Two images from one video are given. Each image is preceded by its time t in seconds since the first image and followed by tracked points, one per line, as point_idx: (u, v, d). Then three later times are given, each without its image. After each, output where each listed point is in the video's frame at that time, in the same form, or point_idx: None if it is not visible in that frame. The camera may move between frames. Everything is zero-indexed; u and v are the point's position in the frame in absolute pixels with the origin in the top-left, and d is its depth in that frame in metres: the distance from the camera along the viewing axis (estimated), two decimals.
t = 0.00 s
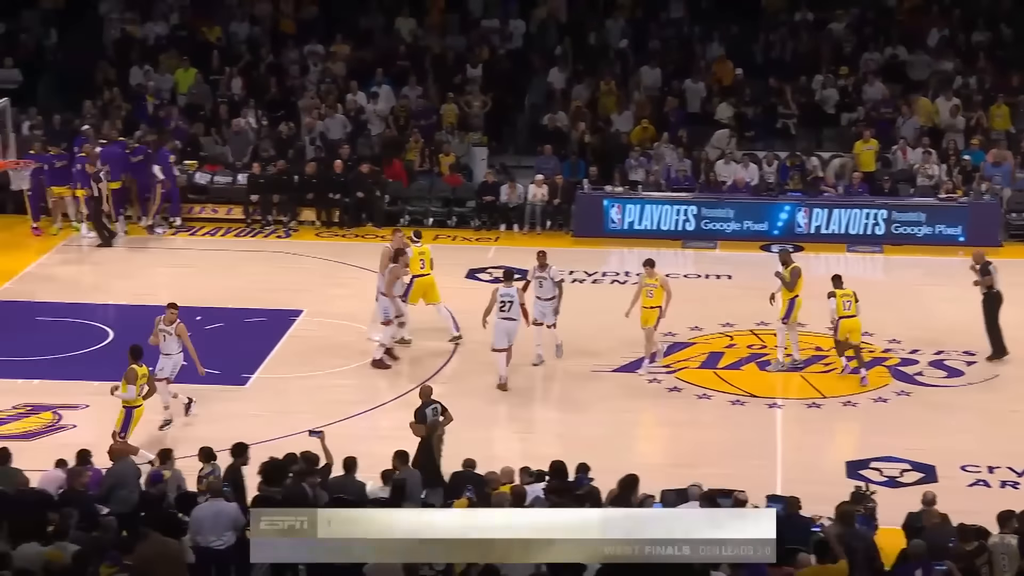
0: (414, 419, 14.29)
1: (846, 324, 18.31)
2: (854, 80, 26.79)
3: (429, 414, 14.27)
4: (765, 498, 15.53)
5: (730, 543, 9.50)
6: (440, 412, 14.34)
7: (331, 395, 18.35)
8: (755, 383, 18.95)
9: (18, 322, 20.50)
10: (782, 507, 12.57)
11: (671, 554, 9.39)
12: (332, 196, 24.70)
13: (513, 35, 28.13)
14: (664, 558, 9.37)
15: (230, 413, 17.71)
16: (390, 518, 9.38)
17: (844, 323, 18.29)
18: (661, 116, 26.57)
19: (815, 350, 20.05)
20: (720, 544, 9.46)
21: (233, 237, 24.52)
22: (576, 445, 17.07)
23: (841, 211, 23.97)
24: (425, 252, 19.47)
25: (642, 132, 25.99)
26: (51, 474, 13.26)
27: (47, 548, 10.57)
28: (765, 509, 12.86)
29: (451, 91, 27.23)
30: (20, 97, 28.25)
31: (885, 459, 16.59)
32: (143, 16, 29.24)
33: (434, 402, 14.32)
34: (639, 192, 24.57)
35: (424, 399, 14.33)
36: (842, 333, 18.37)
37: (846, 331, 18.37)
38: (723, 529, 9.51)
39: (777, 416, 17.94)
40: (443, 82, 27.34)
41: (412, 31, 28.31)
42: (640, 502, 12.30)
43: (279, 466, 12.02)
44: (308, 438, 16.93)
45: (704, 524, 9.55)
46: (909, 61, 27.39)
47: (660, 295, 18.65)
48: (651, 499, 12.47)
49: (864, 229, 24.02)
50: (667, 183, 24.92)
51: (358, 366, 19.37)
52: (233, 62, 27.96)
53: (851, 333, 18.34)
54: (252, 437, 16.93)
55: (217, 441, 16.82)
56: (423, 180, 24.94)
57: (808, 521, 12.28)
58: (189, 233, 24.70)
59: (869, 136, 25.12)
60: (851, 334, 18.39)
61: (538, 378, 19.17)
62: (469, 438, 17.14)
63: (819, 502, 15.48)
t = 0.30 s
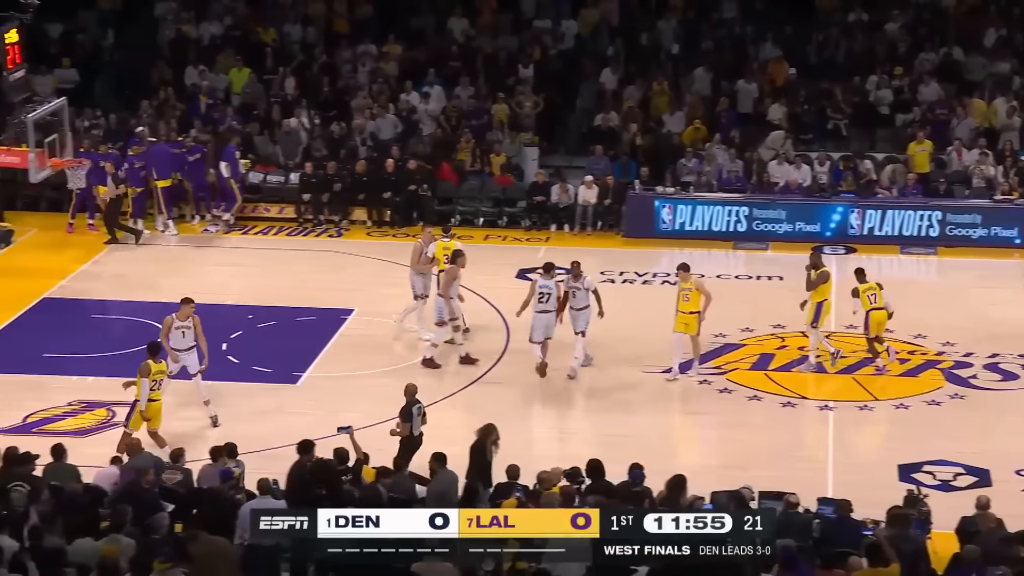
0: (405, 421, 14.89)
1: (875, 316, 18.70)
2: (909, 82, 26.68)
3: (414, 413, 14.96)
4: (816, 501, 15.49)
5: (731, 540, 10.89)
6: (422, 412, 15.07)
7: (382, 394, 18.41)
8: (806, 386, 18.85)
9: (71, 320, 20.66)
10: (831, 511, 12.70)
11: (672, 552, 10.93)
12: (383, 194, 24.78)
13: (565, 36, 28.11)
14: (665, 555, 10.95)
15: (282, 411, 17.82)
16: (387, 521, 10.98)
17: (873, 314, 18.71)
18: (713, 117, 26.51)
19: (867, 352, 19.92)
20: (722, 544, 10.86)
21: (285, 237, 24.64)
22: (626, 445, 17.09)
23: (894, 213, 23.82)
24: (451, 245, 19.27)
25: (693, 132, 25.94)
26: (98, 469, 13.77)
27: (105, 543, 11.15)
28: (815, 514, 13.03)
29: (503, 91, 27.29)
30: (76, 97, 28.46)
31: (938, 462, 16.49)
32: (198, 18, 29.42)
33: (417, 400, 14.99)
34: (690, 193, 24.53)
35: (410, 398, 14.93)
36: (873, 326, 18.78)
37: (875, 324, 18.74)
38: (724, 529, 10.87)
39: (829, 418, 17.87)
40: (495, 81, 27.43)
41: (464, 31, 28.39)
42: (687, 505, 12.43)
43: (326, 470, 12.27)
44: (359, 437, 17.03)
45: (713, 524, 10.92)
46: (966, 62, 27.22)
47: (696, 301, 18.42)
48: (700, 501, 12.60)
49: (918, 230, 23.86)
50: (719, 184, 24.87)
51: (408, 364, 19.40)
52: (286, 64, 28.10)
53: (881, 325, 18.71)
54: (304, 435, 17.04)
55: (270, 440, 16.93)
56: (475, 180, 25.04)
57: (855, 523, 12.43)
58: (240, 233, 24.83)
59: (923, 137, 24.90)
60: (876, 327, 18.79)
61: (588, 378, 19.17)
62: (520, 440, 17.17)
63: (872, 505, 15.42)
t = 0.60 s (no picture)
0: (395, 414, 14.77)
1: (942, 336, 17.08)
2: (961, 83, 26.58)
3: (403, 407, 14.84)
4: (866, 504, 15.41)
5: (731, 540, 10.80)
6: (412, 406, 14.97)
7: (428, 394, 18.42)
8: (855, 388, 18.74)
9: (119, 318, 20.78)
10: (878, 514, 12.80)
11: (672, 552, 10.86)
12: (429, 193, 24.87)
13: (614, 36, 28.11)
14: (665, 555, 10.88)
15: (330, 409, 17.88)
16: (387, 521, 10.82)
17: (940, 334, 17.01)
18: (762, 118, 26.45)
19: (917, 354, 19.76)
20: (722, 544, 10.78)
21: (333, 236, 24.77)
22: (672, 446, 17.04)
23: (945, 215, 23.61)
24: (485, 246, 19.29)
25: (742, 131, 25.87)
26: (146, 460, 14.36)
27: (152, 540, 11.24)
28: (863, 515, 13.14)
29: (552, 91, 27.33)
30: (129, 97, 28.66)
31: (989, 466, 16.36)
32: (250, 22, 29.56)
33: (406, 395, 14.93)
34: (738, 193, 24.47)
35: (399, 393, 14.90)
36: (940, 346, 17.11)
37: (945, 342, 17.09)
38: (724, 529, 10.78)
39: (879, 421, 17.77)
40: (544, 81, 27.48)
41: (513, 30, 28.45)
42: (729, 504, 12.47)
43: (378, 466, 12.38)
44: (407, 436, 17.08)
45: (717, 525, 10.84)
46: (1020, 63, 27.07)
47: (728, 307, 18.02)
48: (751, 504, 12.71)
49: (969, 232, 23.64)
50: (767, 185, 24.81)
51: (455, 364, 19.40)
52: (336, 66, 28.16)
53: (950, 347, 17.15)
54: (351, 435, 17.10)
55: (316, 439, 16.99)
56: (522, 180, 25.07)
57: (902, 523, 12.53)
58: (289, 233, 24.96)
59: (975, 138, 24.78)
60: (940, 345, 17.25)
61: (635, 379, 19.14)
62: (567, 442, 17.14)
63: (922, 509, 15.32)
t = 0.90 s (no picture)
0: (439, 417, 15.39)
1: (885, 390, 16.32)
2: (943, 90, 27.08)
3: (448, 410, 15.44)
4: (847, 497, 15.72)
5: (730, 540, 11.13)
6: (460, 408, 15.51)
7: (416, 389, 18.68)
8: (837, 383, 19.04)
9: (109, 315, 20.99)
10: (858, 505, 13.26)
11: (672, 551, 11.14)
12: (418, 192, 25.27)
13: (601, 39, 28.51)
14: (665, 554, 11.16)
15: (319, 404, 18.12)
16: (387, 521, 11.18)
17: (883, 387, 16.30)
18: (746, 119, 26.76)
19: (898, 349, 20.06)
20: (721, 544, 11.09)
21: (321, 234, 25.06)
22: (656, 440, 17.35)
23: (926, 211, 24.01)
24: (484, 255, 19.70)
25: (723, 133, 26.25)
26: (132, 460, 15.06)
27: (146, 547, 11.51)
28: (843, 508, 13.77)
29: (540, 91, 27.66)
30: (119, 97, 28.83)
31: (969, 459, 16.69)
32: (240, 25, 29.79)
33: (453, 397, 15.48)
34: (722, 190, 24.79)
35: (444, 395, 15.47)
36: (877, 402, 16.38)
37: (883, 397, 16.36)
38: (724, 529, 11.09)
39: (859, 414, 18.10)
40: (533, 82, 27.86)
41: (500, 31, 28.80)
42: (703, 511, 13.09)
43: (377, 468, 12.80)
44: (395, 431, 17.35)
45: (715, 527, 11.12)
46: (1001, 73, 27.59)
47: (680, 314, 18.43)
48: (701, 499, 13.18)
49: (950, 229, 24.05)
50: (750, 183, 25.16)
51: (444, 360, 19.65)
52: (325, 69, 28.44)
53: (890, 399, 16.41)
54: (340, 430, 17.35)
55: (306, 434, 17.25)
56: (510, 178, 25.35)
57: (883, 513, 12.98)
58: (278, 230, 25.28)
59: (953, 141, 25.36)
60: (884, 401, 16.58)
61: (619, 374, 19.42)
62: (552, 436, 17.44)
63: (903, 501, 15.64)
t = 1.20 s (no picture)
0: (423, 419, 15.19)
1: (867, 392, 16.27)
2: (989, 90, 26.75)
3: (432, 412, 15.29)
4: (889, 501, 15.47)
5: (730, 540, 11.11)
6: (441, 411, 15.43)
7: (452, 389, 18.52)
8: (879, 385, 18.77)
9: (145, 314, 20.94)
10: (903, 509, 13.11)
11: (672, 552, 11.15)
12: (454, 191, 25.12)
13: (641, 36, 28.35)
14: (665, 555, 11.17)
15: (354, 403, 18.01)
16: (386, 521, 11.18)
17: (866, 389, 16.27)
18: (787, 119, 26.46)
19: (941, 352, 19.74)
20: (721, 544, 11.07)
21: (358, 233, 24.96)
22: (694, 443, 17.13)
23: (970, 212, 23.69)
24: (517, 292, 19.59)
25: (764, 133, 25.96)
26: (167, 459, 14.97)
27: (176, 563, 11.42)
28: (887, 513, 13.60)
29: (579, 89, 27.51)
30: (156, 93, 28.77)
31: (1014, 464, 16.41)
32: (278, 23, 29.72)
33: (435, 399, 15.36)
34: (763, 190, 24.54)
35: (427, 397, 15.32)
36: (858, 404, 16.33)
37: (865, 400, 16.30)
38: (723, 529, 11.07)
39: (901, 417, 17.84)
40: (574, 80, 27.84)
41: (539, 28, 28.71)
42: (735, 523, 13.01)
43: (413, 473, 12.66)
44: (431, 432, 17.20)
45: (716, 528, 11.09)
46: None
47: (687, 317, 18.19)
48: (711, 498, 13.32)
49: (994, 230, 23.73)
50: (791, 182, 24.91)
51: (480, 360, 19.47)
52: (363, 66, 28.34)
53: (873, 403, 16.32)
54: (376, 430, 17.22)
55: (341, 433, 17.12)
56: (548, 177, 25.21)
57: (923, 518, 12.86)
58: (314, 228, 25.20)
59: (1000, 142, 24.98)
60: (872, 407, 16.47)
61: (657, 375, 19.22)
62: (589, 437, 17.26)
63: (946, 506, 15.37)
